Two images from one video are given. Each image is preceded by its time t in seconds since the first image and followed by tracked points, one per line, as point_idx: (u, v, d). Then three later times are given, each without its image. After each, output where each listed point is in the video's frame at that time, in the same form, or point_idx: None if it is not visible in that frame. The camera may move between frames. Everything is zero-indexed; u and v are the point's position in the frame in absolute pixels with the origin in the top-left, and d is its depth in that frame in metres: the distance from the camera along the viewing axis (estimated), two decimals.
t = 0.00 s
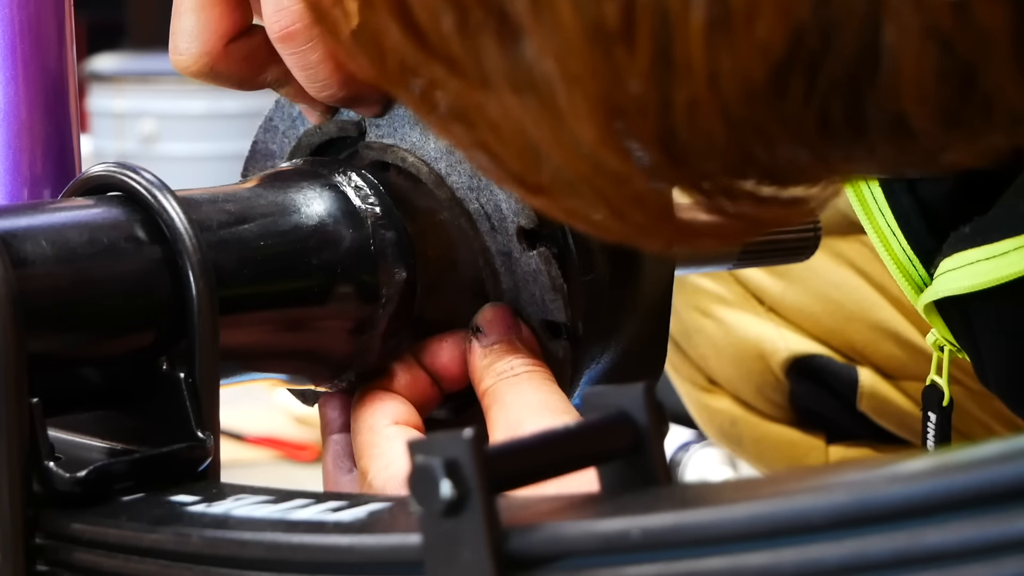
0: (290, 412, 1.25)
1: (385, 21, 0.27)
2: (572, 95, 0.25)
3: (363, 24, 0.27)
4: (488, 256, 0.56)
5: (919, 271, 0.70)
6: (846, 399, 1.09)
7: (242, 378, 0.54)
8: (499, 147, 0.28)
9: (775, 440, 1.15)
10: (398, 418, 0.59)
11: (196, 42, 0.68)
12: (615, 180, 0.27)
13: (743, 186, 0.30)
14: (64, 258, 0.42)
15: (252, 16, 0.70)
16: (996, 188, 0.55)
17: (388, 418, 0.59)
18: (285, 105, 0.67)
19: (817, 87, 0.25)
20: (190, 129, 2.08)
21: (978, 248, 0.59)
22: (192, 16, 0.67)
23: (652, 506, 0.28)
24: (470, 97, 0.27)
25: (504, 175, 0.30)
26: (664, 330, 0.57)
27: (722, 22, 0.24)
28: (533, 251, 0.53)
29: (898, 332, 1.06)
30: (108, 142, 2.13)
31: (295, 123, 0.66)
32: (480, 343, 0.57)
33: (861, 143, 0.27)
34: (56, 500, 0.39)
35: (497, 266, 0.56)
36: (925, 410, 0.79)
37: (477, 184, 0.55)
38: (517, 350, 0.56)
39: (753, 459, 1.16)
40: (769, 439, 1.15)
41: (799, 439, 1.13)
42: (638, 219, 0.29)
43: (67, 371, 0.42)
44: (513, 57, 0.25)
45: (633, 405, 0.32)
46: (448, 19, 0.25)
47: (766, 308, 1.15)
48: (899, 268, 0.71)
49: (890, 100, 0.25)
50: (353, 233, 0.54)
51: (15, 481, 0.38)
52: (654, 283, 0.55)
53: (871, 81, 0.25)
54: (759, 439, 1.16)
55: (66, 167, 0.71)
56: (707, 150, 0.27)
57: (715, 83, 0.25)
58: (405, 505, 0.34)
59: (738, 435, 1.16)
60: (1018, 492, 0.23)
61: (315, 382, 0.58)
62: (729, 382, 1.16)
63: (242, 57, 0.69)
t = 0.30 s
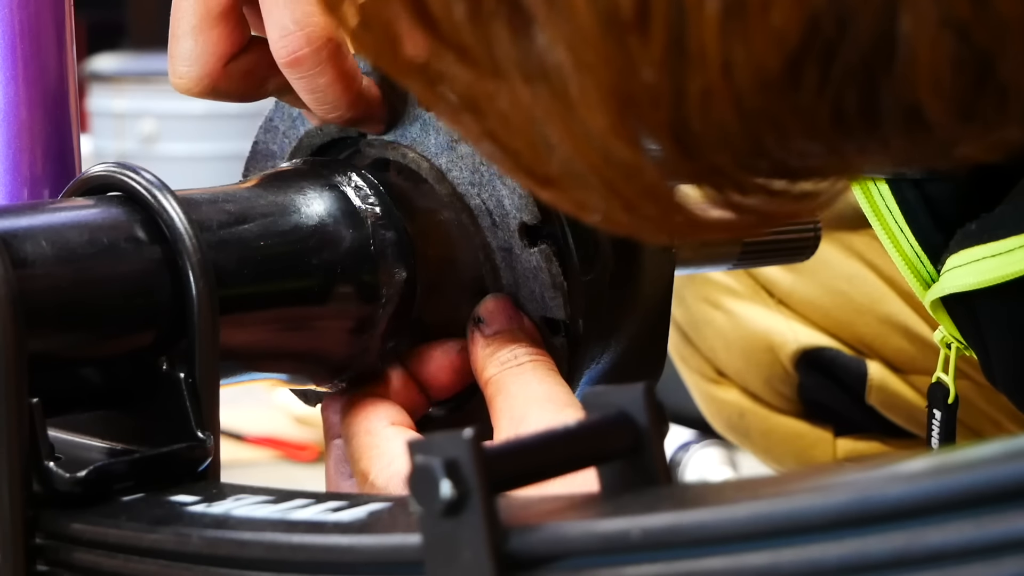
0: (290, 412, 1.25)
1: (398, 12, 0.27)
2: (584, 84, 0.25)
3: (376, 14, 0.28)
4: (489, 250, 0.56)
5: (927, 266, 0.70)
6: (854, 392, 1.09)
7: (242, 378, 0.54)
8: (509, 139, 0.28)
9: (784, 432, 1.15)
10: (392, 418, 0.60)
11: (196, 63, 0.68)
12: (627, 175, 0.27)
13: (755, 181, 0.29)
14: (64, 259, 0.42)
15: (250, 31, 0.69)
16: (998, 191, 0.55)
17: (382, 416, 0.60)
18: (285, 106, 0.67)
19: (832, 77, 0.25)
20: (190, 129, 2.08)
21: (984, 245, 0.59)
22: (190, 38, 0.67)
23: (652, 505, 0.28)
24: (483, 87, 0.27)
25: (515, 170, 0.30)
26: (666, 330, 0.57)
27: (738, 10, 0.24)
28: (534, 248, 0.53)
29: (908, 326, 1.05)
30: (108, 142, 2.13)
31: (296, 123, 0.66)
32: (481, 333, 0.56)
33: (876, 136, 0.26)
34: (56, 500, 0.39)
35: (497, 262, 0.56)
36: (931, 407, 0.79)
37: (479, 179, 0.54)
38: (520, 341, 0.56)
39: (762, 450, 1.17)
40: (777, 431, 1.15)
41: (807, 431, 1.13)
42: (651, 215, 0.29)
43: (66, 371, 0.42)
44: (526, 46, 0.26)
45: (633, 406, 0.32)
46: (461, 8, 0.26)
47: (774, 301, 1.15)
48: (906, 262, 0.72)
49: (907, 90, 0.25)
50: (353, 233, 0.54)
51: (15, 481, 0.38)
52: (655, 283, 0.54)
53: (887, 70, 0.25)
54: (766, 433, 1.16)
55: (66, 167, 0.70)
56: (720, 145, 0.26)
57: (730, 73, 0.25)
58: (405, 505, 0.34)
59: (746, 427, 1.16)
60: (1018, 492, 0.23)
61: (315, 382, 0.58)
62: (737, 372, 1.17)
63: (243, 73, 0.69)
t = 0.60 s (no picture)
0: (290, 411, 1.25)
1: (402, 25, 0.27)
2: (591, 95, 0.25)
3: (378, 26, 0.27)
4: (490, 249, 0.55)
5: (927, 266, 0.70)
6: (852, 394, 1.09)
7: (242, 378, 0.54)
8: (514, 150, 0.28)
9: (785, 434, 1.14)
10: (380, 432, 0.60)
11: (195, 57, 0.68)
12: (634, 184, 0.27)
13: (762, 190, 0.29)
14: (64, 259, 0.42)
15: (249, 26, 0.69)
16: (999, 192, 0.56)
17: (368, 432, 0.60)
18: (285, 106, 0.67)
19: (841, 84, 0.25)
20: (190, 129, 2.08)
21: (983, 246, 0.59)
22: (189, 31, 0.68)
23: (652, 506, 0.28)
24: (488, 98, 0.27)
25: (520, 180, 0.30)
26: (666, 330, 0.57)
27: (746, 20, 0.24)
28: (539, 242, 0.53)
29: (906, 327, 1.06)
30: (108, 142, 2.13)
31: (295, 124, 0.66)
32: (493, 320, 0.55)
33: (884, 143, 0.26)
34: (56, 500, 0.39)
35: (498, 258, 0.55)
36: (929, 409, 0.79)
37: (479, 175, 0.55)
38: (529, 330, 0.55)
39: (761, 452, 1.16)
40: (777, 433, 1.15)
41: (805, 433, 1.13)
42: (658, 224, 0.29)
43: (66, 372, 0.42)
44: (532, 57, 0.25)
45: (633, 405, 0.32)
46: (466, 20, 0.26)
47: (772, 302, 1.15)
48: (906, 262, 0.72)
49: (916, 97, 0.25)
50: (353, 234, 0.54)
51: (15, 481, 0.38)
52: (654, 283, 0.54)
53: (897, 79, 0.25)
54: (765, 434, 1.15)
55: (66, 167, 0.70)
56: (727, 152, 0.26)
57: (739, 83, 0.25)
58: (405, 505, 0.34)
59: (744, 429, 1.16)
60: (1018, 492, 0.23)
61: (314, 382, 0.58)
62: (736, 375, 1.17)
63: (242, 69, 0.69)
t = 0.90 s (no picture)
0: (290, 411, 1.25)
1: (398, 26, 0.26)
2: (586, 96, 0.25)
3: (372, 26, 0.27)
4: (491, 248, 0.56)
5: (926, 266, 0.70)
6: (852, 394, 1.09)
7: (242, 378, 0.54)
8: (509, 151, 0.28)
9: (783, 435, 1.14)
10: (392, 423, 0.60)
11: (196, 50, 0.68)
12: (630, 184, 0.27)
13: (757, 189, 0.29)
14: (64, 259, 0.42)
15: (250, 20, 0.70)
16: (995, 192, 0.56)
17: (381, 422, 0.60)
18: (285, 106, 0.67)
19: (835, 84, 0.25)
20: (190, 129, 2.08)
21: (978, 246, 0.59)
22: (190, 23, 0.68)
23: (652, 506, 0.28)
24: (482, 100, 0.27)
25: (515, 182, 0.29)
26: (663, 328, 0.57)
27: (740, 19, 0.24)
28: (541, 244, 0.53)
29: (903, 328, 1.06)
30: (109, 142, 2.13)
31: (295, 123, 0.66)
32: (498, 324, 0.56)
33: (880, 143, 0.26)
34: (56, 500, 0.39)
35: (499, 259, 0.56)
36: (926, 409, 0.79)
37: (479, 177, 0.55)
38: (530, 337, 0.55)
39: (760, 453, 1.16)
40: (775, 434, 1.15)
41: (804, 434, 1.13)
42: (654, 224, 0.29)
43: (66, 372, 0.42)
44: (526, 58, 0.25)
45: (633, 405, 0.32)
46: (460, 21, 0.25)
47: (772, 303, 1.15)
48: (905, 262, 0.71)
49: (911, 97, 0.25)
50: (353, 233, 0.54)
51: (15, 481, 0.38)
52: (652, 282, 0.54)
53: (891, 78, 0.25)
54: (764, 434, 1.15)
55: (66, 167, 0.70)
56: (723, 153, 0.26)
57: (733, 82, 0.25)
58: (405, 505, 0.34)
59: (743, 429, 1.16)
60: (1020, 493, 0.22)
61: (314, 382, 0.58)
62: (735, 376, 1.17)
63: (242, 64, 0.69)
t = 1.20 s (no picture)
0: (290, 411, 1.25)
1: (401, 29, 0.27)
2: (587, 99, 0.25)
3: (375, 29, 0.27)
4: (488, 248, 0.56)
5: (926, 266, 0.70)
6: (852, 394, 1.09)
7: (242, 378, 0.54)
8: (512, 153, 0.28)
9: (784, 435, 1.14)
10: (396, 419, 0.59)
11: (196, 49, 0.68)
12: (632, 186, 0.27)
13: (760, 190, 0.29)
14: (64, 259, 0.42)
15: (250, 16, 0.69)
16: (995, 191, 0.56)
17: (384, 418, 0.59)
18: (284, 105, 0.67)
19: (835, 86, 0.25)
20: (190, 129, 2.08)
21: (980, 245, 0.59)
22: (189, 22, 0.68)
23: (652, 506, 0.28)
24: (485, 103, 0.27)
25: (519, 183, 0.30)
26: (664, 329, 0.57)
27: (739, 23, 0.24)
28: (537, 241, 0.53)
29: (904, 328, 1.06)
30: (109, 142, 2.13)
31: (295, 124, 0.66)
32: (496, 323, 0.56)
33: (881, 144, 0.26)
34: (56, 500, 0.39)
35: (497, 259, 0.56)
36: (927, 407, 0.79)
37: (476, 178, 0.55)
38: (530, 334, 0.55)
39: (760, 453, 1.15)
40: (775, 434, 1.15)
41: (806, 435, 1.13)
42: (656, 225, 0.29)
43: (66, 371, 0.42)
44: (528, 62, 0.25)
45: (633, 405, 0.32)
46: (461, 25, 0.25)
47: (772, 304, 1.15)
48: (906, 262, 0.72)
49: (910, 100, 0.25)
50: (353, 233, 0.54)
51: (15, 482, 0.38)
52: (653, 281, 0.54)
53: (890, 81, 0.25)
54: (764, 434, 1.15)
55: (67, 166, 0.70)
56: (725, 155, 0.26)
57: (734, 86, 0.25)
58: (405, 505, 0.34)
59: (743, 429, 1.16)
60: (1019, 493, 0.23)
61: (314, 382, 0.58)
62: (734, 375, 1.16)
63: (242, 63, 0.69)
